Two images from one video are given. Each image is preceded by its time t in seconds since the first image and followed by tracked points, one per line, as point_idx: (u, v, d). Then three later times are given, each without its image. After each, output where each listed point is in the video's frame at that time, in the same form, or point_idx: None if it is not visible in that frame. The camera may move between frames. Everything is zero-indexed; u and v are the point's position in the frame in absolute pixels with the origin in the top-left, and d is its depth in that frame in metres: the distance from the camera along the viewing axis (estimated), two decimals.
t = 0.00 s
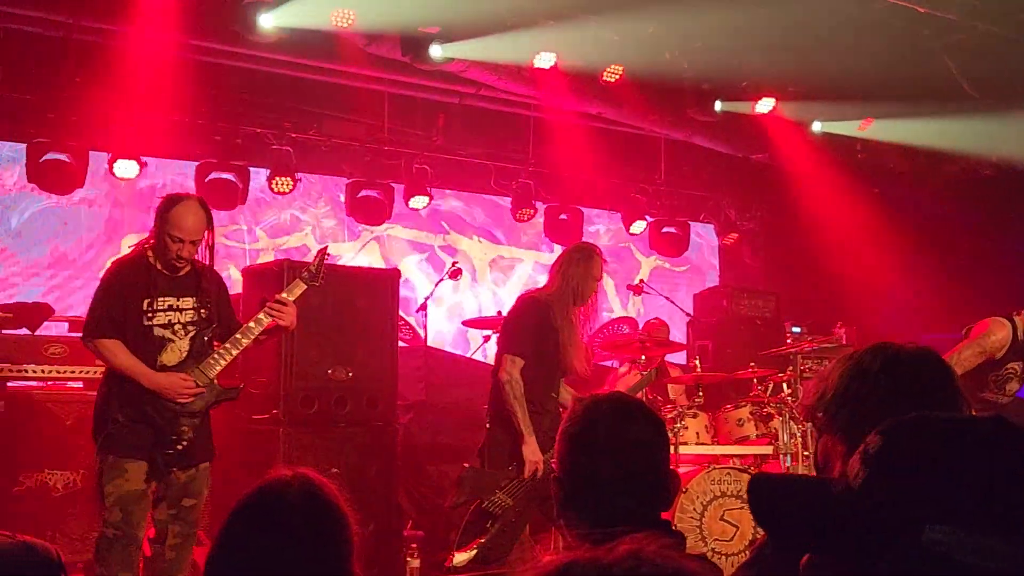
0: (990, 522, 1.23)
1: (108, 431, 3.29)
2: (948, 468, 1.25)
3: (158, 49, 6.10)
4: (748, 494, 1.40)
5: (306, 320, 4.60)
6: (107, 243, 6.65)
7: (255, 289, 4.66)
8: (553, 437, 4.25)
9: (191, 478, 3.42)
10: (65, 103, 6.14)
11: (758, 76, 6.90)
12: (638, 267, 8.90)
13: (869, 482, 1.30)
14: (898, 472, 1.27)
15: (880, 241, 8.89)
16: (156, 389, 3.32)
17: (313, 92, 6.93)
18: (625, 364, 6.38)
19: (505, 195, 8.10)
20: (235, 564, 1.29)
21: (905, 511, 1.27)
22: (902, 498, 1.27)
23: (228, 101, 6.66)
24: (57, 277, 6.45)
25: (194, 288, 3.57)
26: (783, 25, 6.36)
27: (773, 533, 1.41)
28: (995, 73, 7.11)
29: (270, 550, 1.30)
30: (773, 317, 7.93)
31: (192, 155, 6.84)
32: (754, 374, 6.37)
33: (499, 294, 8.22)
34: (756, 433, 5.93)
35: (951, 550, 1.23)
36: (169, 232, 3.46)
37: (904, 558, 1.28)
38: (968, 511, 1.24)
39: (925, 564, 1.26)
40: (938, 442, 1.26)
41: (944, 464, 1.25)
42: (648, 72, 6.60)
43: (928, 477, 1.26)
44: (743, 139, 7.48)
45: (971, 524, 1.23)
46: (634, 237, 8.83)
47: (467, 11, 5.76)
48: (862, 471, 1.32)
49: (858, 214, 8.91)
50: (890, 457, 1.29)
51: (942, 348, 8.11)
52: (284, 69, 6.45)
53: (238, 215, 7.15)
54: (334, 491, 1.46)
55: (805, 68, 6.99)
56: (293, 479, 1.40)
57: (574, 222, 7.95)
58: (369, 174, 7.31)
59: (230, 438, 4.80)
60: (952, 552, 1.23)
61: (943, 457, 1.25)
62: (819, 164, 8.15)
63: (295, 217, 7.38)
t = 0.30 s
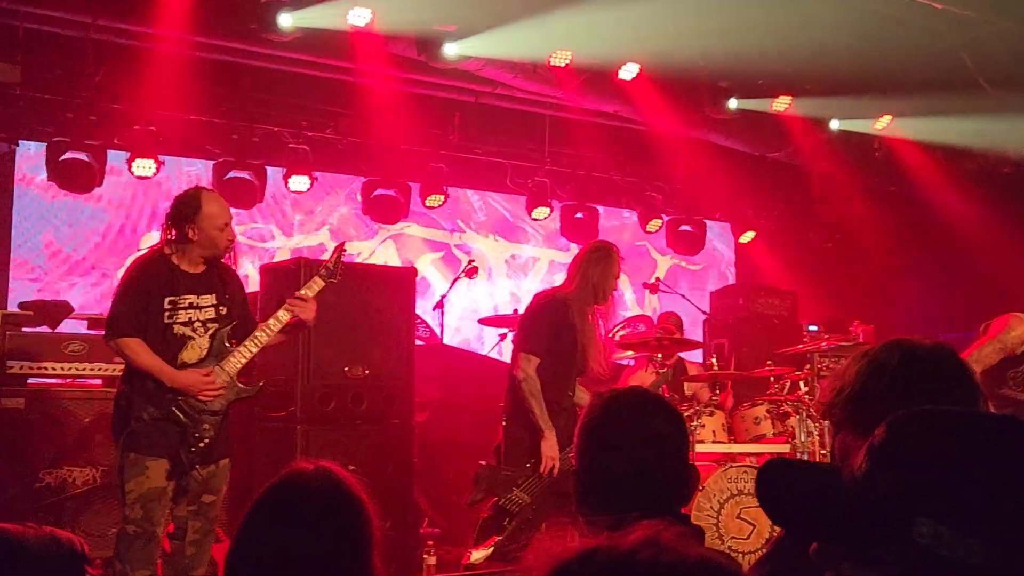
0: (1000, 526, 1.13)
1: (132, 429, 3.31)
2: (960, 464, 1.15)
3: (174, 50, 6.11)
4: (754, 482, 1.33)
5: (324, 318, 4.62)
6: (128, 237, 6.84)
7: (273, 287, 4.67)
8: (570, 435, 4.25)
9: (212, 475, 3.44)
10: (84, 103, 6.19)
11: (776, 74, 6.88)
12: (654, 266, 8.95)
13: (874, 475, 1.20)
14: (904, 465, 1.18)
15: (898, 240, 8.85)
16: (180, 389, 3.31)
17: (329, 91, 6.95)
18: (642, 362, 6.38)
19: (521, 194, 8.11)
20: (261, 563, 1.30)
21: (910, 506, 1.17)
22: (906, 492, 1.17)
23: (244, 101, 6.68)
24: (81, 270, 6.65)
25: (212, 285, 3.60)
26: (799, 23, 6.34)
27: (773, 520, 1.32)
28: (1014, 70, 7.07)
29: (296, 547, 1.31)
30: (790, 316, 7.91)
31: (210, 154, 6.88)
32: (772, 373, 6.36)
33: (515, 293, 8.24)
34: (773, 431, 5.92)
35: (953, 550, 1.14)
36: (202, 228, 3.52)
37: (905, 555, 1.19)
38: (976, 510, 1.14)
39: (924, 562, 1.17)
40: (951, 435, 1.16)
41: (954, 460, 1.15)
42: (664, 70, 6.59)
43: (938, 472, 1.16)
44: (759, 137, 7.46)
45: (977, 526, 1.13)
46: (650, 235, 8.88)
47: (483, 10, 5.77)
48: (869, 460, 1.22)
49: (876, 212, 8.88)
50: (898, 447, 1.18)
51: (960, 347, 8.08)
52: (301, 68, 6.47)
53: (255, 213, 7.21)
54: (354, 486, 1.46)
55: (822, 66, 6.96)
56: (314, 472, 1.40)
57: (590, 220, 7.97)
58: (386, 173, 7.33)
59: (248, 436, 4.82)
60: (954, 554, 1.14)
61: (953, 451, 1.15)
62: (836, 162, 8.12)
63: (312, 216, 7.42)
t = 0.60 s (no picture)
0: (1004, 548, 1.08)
1: (140, 430, 3.32)
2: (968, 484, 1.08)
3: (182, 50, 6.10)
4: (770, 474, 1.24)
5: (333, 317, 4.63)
6: (137, 237, 6.85)
7: (281, 286, 4.67)
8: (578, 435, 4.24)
9: (220, 475, 3.44)
10: (94, 103, 6.20)
11: (786, 74, 6.85)
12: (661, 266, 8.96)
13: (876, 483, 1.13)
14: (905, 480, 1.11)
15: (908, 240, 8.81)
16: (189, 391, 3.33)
17: (337, 91, 6.95)
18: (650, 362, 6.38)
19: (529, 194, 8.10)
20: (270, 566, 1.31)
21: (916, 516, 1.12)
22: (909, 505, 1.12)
23: (253, 101, 6.69)
24: (92, 271, 6.68)
25: (221, 285, 3.58)
26: (808, 22, 6.33)
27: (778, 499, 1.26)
28: None
29: (298, 551, 1.31)
30: (799, 316, 7.89)
31: (219, 154, 6.89)
32: (781, 373, 6.34)
33: (523, 293, 8.24)
34: (782, 432, 5.91)
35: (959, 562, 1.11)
36: (218, 233, 3.54)
37: (906, 555, 1.16)
38: (977, 527, 1.09)
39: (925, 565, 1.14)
40: (953, 443, 1.09)
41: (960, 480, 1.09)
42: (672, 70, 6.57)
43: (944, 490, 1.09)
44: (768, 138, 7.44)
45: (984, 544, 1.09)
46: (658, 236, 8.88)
47: (491, 10, 5.76)
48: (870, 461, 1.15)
49: (885, 212, 8.85)
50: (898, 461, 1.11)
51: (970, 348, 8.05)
52: (309, 68, 6.46)
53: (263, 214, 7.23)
54: (362, 485, 1.45)
55: (830, 65, 6.94)
56: (323, 471, 1.41)
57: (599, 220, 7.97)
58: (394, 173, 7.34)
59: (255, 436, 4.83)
60: (953, 565, 1.11)
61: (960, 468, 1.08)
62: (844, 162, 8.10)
63: (319, 216, 7.44)
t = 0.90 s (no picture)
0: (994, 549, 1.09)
1: (137, 433, 3.31)
2: (957, 485, 1.09)
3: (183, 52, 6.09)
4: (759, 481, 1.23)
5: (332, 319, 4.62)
6: (135, 240, 6.84)
7: (281, 288, 4.67)
8: (578, 437, 4.24)
9: (220, 478, 3.44)
10: (95, 104, 6.20)
11: (786, 76, 6.87)
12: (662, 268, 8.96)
13: (861, 487, 1.13)
14: (892, 483, 1.11)
15: (908, 242, 8.81)
16: (184, 399, 3.35)
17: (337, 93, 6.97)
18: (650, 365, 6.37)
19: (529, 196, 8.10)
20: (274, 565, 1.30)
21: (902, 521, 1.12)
22: (893, 508, 1.12)
23: (251, 102, 6.70)
24: (93, 277, 6.68)
25: (220, 289, 3.59)
26: (809, 24, 6.33)
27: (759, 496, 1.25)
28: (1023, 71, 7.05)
29: (301, 547, 1.31)
30: (799, 318, 7.89)
31: (219, 156, 6.89)
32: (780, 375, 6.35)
33: (523, 295, 8.24)
34: (782, 434, 5.91)
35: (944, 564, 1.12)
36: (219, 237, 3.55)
37: (878, 552, 1.17)
38: (973, 529, 1.10)
39: (902, 566, 1.15)
40: (947, 446, 1.10)
41: (948, 482, 1.09)
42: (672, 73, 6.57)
43: (929, 493, 1.10)
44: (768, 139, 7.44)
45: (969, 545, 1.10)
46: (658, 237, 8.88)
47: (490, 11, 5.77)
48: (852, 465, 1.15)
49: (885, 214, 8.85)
50: (882, 463, 1.11)
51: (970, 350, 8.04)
52: (310, 70, 6.44)
53: (263, 215, 7.23)
54: (362, 488, 1.45)
55: (832, 67, 6.95)
56: (325, 477, 1.40)
57: (600, 222, 7.96)
58: (394, 175, 7.34)
59: (255, 437, 4.83)
60: (926, 564, 1.13)
61: (949, 471, 1.09)
62: (845, 163, 8.10)
63: (320, 218, 7.43)
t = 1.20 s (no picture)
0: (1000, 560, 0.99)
1: (124, 438, 3.30)
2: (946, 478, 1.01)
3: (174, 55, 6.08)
4: (747, 468, 1.28)
5: (323, 323, 4.61)
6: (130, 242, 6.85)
7: (271, 292, 4.67)
8: (569, 441, 4.24)
9: (208, 481, 3.44)
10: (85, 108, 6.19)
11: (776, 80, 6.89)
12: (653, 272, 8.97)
13: (841, 484, 1.06)
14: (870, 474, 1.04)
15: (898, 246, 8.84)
16: (171, 400, 3.33)
17: (328, 96, 6.97)
18: (641, 368, 6.38)
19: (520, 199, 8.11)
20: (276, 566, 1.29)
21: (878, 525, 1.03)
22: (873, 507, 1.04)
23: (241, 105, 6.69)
24: (88, 278, 6.67)
25: (206, 293, 3.56)
26: (799, 29, 6.35)
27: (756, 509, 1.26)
28: (1011, 76, 7.08)
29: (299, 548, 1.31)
30: (789, 322, 7.91)
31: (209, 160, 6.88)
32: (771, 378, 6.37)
33: (514, 298, 8.25)
34: (772, 437, 5.92)
35: None
36: (209, 245, 3.54)
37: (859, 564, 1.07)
38: (964, 528, 1.00)
39: None
40: (930, 440, 1.03)
41: (937, 475, 1.01)
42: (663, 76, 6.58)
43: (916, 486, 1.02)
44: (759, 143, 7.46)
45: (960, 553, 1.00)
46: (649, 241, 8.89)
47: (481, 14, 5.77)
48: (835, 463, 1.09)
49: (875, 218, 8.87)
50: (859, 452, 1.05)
51: (960, 354, 8.07)
52: (301, 73, 6.44)
53: (254, 219, 7.21)
54: (351, 492, 1.44)
55: (822, 71, 6.97)
56: (313, 482, 1.39)
57: (591, 227, 7.98)
58: (385, 179, 7.33)
59: (244, 442, 4.81)
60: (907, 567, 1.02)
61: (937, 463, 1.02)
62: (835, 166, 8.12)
63: (310, 222, 7.43)
